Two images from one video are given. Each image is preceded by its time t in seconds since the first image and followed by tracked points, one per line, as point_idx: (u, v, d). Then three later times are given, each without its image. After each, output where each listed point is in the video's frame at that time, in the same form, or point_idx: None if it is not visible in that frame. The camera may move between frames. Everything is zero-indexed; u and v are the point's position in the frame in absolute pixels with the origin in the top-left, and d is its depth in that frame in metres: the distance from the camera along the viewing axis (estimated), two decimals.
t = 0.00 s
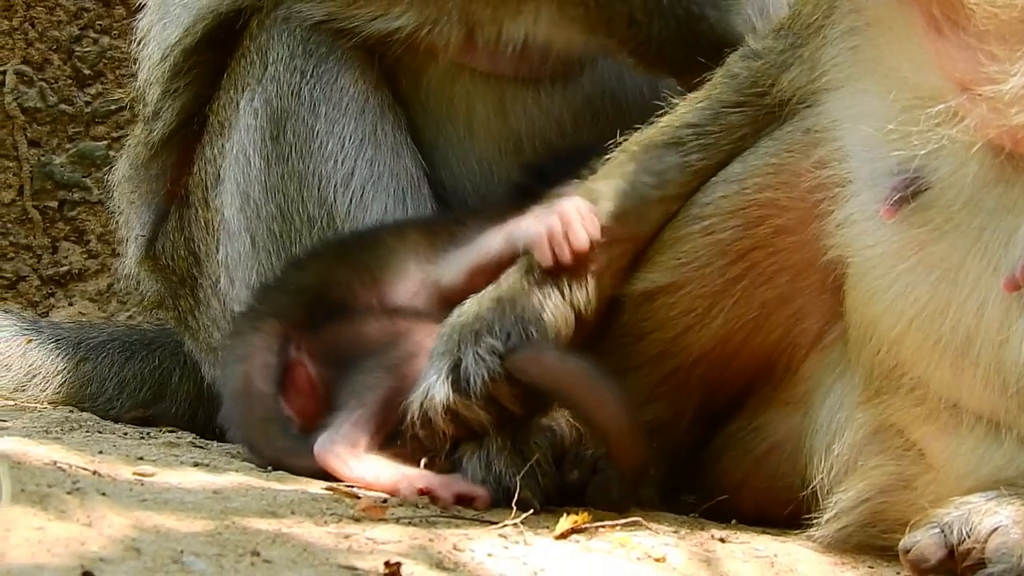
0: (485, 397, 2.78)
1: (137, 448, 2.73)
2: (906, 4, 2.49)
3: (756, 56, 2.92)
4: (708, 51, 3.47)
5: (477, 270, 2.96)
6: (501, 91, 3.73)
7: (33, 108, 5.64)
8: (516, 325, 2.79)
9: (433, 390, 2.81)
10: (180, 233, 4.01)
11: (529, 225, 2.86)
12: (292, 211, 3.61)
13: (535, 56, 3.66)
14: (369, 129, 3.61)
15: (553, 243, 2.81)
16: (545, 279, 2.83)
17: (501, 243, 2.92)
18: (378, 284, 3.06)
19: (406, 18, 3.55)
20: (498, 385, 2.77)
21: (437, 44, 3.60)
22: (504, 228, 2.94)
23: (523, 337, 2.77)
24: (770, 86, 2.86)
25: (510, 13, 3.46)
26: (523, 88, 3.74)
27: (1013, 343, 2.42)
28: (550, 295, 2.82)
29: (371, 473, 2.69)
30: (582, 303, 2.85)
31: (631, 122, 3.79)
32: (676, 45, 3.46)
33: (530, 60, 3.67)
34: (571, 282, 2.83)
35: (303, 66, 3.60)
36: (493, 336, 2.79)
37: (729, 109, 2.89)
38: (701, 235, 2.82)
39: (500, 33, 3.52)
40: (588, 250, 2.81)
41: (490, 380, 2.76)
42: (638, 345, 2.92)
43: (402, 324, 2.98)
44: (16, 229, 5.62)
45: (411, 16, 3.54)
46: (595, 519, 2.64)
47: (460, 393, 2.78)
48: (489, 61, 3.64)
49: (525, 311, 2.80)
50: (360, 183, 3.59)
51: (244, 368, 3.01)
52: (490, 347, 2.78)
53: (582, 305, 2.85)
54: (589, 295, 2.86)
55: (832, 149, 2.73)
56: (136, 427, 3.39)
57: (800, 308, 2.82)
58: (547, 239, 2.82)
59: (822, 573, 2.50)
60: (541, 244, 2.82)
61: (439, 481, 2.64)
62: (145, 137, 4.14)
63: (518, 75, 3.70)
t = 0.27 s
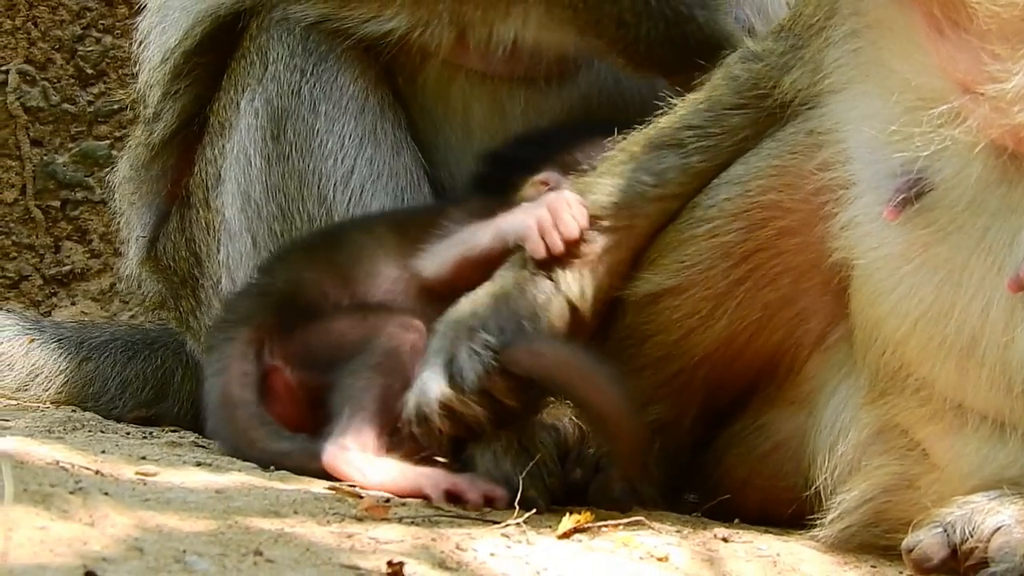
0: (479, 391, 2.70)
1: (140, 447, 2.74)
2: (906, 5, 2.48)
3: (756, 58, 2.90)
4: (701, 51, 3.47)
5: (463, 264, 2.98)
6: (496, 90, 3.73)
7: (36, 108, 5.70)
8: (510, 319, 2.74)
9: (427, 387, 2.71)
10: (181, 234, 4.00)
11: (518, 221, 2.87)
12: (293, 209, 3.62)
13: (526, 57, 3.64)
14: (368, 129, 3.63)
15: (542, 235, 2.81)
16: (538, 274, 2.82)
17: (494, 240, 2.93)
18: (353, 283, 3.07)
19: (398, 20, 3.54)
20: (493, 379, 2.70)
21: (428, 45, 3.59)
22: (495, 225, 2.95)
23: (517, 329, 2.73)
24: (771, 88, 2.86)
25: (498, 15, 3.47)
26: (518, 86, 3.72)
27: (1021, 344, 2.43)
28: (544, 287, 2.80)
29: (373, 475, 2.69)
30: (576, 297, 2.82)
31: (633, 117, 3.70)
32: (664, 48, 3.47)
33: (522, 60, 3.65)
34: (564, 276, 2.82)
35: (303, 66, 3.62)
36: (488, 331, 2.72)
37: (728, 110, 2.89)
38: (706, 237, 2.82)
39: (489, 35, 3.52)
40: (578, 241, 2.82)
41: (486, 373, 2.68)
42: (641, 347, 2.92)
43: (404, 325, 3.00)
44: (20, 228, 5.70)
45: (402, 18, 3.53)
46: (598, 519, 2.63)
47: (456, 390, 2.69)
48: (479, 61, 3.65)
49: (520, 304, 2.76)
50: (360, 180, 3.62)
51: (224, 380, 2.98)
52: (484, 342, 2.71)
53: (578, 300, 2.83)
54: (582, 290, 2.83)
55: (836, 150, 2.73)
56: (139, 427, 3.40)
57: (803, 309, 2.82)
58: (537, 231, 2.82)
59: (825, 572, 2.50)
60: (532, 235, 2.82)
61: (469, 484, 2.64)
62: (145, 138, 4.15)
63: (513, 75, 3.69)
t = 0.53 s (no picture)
0: (482, 398, 2.79)
1: (144, 449, 2.75)
2: (908, 7, 2.50)
3: (757, 56, 2.93)
4: (693, 53, 3.49)
5: (466, 268, 3.02)
6: (494, 91, 3.75)
7: (38, 108, 5.73)
8: (513, 324, 2.81)
9: (432, 387, 2.82)
10: (184, 234, 4.01)
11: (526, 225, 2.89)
12: (297, 209, 3.62)
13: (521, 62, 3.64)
14: (371, 127, 3.64)
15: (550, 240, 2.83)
16: (543, 279, 2.84)
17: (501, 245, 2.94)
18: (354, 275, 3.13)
19: (392, 24, 3.53)
20: (495, 385, 2.78)
21: (424, 46, 3.59)
22: (501, 229, 2.97)
23: (520, 336, 2.79)
24: (771, 86, 2.88)
25: (489, 19, 3.48)
26: (516, 89, 3.74)
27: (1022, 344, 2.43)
28: (548, 293, 2.83)
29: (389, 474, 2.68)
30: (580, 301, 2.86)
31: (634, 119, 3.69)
32: (653, 50, 3.48)
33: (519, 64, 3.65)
34: (569, 281, 2.85)
35: (306, 65, 3.62)
36: (490, 335, 2.80)
37: (729, 108, 2.90)
38: (708, 235, 2.83)
39: (480, 38, 3.53)
40: (586, 245, 2.84)
41: (488, 380, 2.76)
42: (642, 346, 2.92)
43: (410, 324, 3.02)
44: (21, 228, 5.71)
45: (396, 22, 3.53)
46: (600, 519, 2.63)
47: (458, 393, 2.79)
48: (475, 63, 3.66)
49: (522, 311, 2.82)
50: (363, 179, 3.62)
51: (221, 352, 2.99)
52: (488, 347, 2.79)
53: (580, 304, 2.86)
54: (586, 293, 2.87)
55: (836, 149, 2.74)
56: (141, 427, 3.40)
57: (805, 307, 2.82)
58: (544, 236, 2.84)
59: (828, 571, 2.50)
60: (539, 241, 2.84)
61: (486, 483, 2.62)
62: (147, 139, 4.17)
63: (511, 76, 3.70)
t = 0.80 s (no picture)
0: (478, 406, 2.79)
1: (146, 450, 2.75)
2: (905, 8, 2.51)
3: (755, 61, 2.91)
4: (681, 46, 3.57)
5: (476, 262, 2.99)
6: (492, 92, 3.74)
7: (41, 109, 5.73)
8: (509, 333, 2.82)
9: (428, 389, 2.80)
10: (184, 234, 4.01)
11: (529, 225, 2.87)
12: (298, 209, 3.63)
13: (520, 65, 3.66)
14: (373, 125, 3.63)
15: (550, 242, 2.82)
16: (539, 286, 2.85)
17: (504, 243, 2.94)
18: (371, 228, 3.12)
19: (387, 23, 3.55)
20: (491, 394, 2.78)
21: (418, 45, 3.60)
22: (504, 227, 2.95)
23: (516, 346, 2.81)
24: (771, 92, 2.86)
25: (481, 17, 3.53)
26: (514, 90, 3.73)
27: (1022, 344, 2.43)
28: (545, 300, 2.84)
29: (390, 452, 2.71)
30: (578, 306, 2.86)
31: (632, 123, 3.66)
32: (642, 44, 3.57)
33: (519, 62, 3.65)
34: (566, 286, 2.85)
35: (307, 65, 3.62)
36: (486, 344, 2.81)
37: (730, 113, 2.89)
38: (714, 239, 2.81)
39: (472, 36, 3.58)
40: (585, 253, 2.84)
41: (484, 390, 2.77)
42: (645, 351, 2.90)
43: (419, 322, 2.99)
44: (24, 228, 5.71)
45: (391, 22, 3.55)
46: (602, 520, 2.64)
47: (455, 400, 2.78)
48: (472, 64, 3.67)
49: (519, 319, 2.83)
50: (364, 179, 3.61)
51: (225, 292, 2.98)
52: (485, 357, 2.79)
53: (578, 311, 2.86)
54: (585, 299, 2.86)
55: (837, 152, 2.74)
56: (142, 428, 3.40)
57: (809, 309, 2.82)
58: (545, 239, 2.82)
59: (830, 572, 2.50)
60: (539, 243, 2.83)
61: (481, 480, 2.64)
62: (147, 140, 4.17)
63: (510, 75, 3.69)
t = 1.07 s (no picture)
0: (495, 398, 2.78)
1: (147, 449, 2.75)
2: (906, 7, 2.51)
3: (757, 58, 2.93)
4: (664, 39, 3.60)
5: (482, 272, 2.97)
6: (487, 93, 3.79)
7: (42, 108, 5.76)
8: (519, 323, 2.83)
9: (444, 391, 2.79)
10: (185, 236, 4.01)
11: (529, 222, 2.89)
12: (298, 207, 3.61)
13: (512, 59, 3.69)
14: (372, 122, 3.62)
15: (557, 232, 2.83)
16: (549, 279, 2.86)
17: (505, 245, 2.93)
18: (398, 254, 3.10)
19: (379, 23, 3.61)
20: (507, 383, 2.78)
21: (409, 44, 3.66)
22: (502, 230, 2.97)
23: (526, 333, 2.82)
24: (772, 89, 2.88)
25: (467, 14, 3.60)
26: (508, 91, 3.79)
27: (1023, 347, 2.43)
28: (556, 292, 2.85)
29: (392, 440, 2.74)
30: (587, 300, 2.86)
31: (629, 126, 3.79)
32: (630, 38, 3.60)
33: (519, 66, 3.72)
34: (576, 277, 2.86)
35: (307, 62, 3.61)
36: (496, 335, 2.82)
37: (732, 109, 2.90)
38: (713, 236, 2.82)
39: (460, 33, 3.64)
40: (591, 244, 2.85)
41: (500, 378, 2.77)
42: (645, 348, 2.91)
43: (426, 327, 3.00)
44: (25, 228, 5.72)
45: (381, 22, 3.61)
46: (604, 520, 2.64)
47: (471, 393, 2.77)
48: (468, 65, 3.72)
49: (528, 308, 2.84)
50: (365, 176, 3.60)
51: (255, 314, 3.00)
52: (496, 346, 2.80)
53: (588, 304, 2.86)
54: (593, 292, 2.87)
55: (839, 151, 2.74)
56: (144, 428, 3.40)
57: (809, 307, 2.82)
58: (551, 229, 2.84)
59: (831, 572, 2.50)
60: (546, 233, 2.84)
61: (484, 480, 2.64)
62: (147, 140, 4.20)
63: (506, 78, 3.76)
